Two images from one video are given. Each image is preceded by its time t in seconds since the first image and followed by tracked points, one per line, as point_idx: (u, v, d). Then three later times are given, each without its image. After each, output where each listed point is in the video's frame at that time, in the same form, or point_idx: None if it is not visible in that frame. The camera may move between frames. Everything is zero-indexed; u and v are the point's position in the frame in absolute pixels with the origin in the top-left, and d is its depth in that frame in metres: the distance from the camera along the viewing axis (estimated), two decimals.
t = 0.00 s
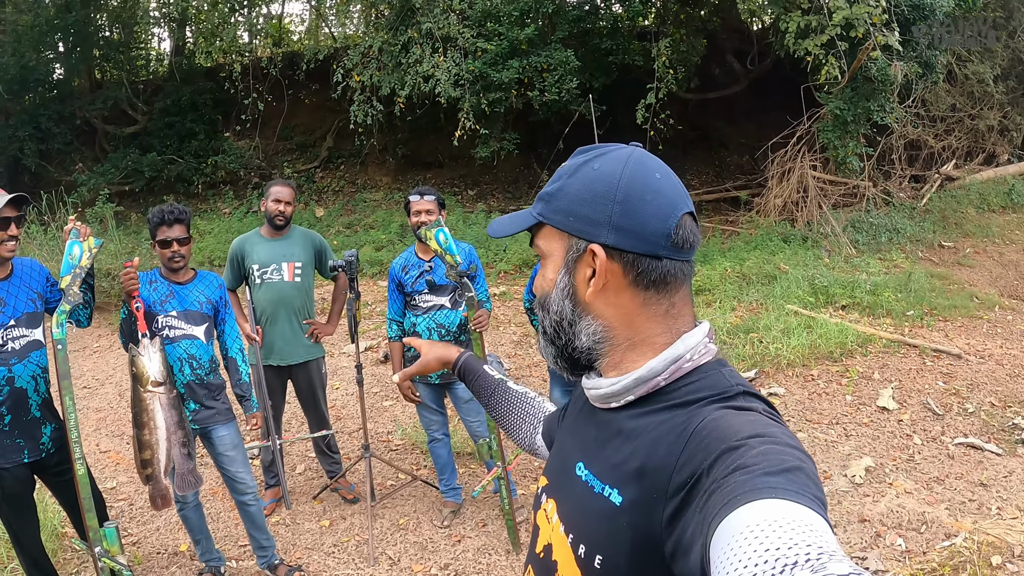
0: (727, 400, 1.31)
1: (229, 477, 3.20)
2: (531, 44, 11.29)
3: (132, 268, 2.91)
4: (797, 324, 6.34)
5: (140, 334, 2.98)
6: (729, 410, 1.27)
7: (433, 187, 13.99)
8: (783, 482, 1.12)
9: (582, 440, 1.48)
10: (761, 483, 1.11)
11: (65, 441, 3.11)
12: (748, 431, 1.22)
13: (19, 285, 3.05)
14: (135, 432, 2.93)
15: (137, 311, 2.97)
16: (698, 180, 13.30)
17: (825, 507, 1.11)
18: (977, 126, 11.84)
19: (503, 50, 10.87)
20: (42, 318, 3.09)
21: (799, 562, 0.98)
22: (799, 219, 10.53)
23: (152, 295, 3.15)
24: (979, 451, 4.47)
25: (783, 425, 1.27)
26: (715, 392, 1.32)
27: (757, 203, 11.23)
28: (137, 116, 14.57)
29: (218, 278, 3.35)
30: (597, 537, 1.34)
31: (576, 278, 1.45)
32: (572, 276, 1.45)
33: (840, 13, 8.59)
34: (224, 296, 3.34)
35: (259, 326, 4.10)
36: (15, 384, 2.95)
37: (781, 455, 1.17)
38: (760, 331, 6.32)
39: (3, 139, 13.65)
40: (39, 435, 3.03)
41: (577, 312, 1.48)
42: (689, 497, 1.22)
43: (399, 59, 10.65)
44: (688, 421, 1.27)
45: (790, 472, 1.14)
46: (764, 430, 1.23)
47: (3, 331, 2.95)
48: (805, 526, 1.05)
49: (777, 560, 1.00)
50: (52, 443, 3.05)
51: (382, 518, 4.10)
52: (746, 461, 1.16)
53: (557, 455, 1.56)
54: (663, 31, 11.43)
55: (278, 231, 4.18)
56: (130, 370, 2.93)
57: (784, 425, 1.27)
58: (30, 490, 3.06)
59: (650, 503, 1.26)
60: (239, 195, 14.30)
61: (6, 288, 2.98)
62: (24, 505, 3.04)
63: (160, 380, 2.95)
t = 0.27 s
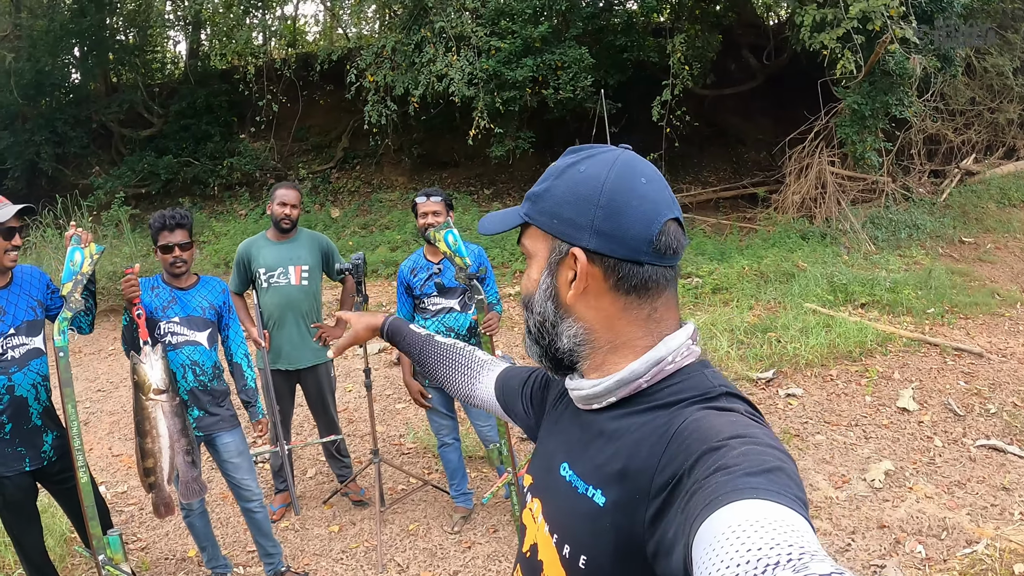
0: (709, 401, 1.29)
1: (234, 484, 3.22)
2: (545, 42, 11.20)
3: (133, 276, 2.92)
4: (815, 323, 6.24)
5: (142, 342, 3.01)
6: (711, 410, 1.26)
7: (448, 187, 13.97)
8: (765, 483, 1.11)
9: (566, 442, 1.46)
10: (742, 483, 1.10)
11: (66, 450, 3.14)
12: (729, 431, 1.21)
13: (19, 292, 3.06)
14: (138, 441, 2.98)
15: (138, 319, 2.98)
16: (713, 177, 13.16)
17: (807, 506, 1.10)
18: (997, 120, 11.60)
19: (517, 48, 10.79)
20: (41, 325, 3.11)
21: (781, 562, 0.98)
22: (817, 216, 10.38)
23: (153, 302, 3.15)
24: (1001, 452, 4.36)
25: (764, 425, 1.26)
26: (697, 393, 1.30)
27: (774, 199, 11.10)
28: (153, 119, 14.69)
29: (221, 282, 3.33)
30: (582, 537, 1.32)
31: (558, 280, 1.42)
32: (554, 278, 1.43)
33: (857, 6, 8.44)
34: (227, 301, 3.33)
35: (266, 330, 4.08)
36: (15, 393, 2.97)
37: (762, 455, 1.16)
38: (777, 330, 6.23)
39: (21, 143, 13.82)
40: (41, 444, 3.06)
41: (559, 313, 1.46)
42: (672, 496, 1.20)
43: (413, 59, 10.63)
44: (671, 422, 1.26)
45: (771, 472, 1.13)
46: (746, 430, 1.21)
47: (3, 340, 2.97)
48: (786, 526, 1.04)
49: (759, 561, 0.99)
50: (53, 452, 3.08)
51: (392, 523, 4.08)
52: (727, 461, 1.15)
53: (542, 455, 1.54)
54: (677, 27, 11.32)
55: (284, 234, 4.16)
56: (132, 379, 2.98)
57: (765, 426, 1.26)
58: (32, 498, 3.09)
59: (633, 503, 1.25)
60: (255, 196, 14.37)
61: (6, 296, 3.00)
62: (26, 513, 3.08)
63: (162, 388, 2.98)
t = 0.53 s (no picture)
0: (694, 397, 1.28)
1: (245, 488, 3.24)
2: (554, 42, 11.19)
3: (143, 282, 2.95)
4: (828, 323, 6.20)
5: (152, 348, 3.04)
6: (693, 408, 1.25)
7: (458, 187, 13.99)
8: (746, 479, 1.10)
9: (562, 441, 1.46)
10: (723, 481, 1.10)
11: (77, 455, 3.17)
12: (710, 428, 1.20)
13: (29, 298, 3.11)
14: (149, 446, 3.04)
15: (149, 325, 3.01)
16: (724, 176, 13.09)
17: (789, 501, 1.09)
18: (1009, 116, 11.48)
19: (527, 48, 10.77)
20: (51, 331, 3.15)
21: (764, 556, 0.98)
22: (829, 214, 10.30)
23: (163, 306, 3.20)
24: (1017, 452, 4.32)
25: (747, 421, 1.24)
26: (682, 389, 1.29)
27: (787, 197, 11.04)
28: (165, 122, 14.82)
29: (230, 285, 3.36)
30: (578, 534, 1.33)
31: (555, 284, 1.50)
32: (553, 281, 1.51)
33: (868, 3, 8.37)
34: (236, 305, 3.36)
35: (277, 334, 4.11)
36: (24, 400, 3.00)
37: (743, 451, 1.15)
38: (790, 329, 6.19)
39: (34, 148, 13.94)
40: (51, 450, 3.10)
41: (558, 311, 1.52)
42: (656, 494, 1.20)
43: (423, 60, 10.67)
44: (654, 419, 1.26)
45: (752, 468, 1.12)
46: (728, 427, 1.20)
47: (13, 346, 3.00)
48: (770, 521, 1.04)
49: (744, 554, 0.99)
50: (63, 457, 3.12)
51: (404, 526, 4.09)
52: (709, 458, 1.14)
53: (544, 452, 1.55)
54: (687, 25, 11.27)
55: (293, 237, 4.18)
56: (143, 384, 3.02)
57: (748, 421, 1.25)
58: (43, 503, 3.14)
59: (621, 501, 1.25)
60: (266, 198, 14.45)
61: (14, 302, 3.04)
62: (37, 519, 3.13)
63: (172, 393, 3.03)
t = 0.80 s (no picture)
0: (711, 392, 1.28)
1: (249, 500, 3.23)
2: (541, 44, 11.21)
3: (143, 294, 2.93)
4: (822, 318, 6.24)
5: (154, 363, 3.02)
6: (708, 404, 1.25)
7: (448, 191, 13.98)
8: (757, 478, 1.10)
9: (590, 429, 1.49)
10: (733, 479, 1.10)
11: (78, 470, 3.15)
12: (723, 425, 1.20)
13: (26, 313, 3.09)
14: (154, 463, 2.98)
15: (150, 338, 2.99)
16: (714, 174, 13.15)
17: (801, 502, 1.09)
18: (994, 109, 11.62)
19: (514, 51, 10.80)
20: (49, 345, 3.13)
21: (776, 556, 0.98)
22: (819, 210, 10.37)
23: (161, 318, 3.17)
24: (1015, 442, 4.36)
25: (763, 418, 1.24)
26: (698, 383, 1.30)
27: (777, 194, 11.12)
28: (152, 132, 14.74)
29: (225, 296, 3.38)
30: (599, 522, 1.37)
31: (581, 281, 1.51)
32: (579, 279, 1.53)
33: None
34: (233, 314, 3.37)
35: (276, 343, 4.10)
36: (25, 416, 2.98)
37: (755, 449, 1.15)
38: (785, 326, 6.22)
39: (20, 160, 13.82)
40: (53, 466, 3.07)
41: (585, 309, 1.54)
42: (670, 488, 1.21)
43: (411, 64, 10.62)
44: (669, 414, 1.27)
45: (764, 467, 1.13)
46: (740, 424, 1.21)
47: (12, 362, 2.98)
48: (782, 521, 1.04)
49: (754, 555, 1.00)
50: (65, 473, 3.09)
51: (408, 532, 4.09)
52: (720, 456, 1.15)
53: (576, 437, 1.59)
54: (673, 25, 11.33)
55: (290, 245, 4.16)
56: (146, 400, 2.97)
57: (764, 418, 1.24)
58: (46, 520, 3.12)
59: (637, 494, 1.27)
60: (256, 206, 14.39)
61: (11, 317, 3.01)
62: (40, 536, 3.12)
63: (175, 408, 3.00)
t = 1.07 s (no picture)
0: (720, 402, 1.25)
1: (230, 513, 3.14)
2: (515, 42, 11.18)
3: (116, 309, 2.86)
4: (802, 313, 6.27)
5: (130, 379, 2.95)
6: (717, 414, 1.22)
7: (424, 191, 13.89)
8: (765, 489, 1.07)
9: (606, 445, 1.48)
10: (741, 490, 1.07)
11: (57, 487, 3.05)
12: (731, 435, 1.17)
13: None
14: (136, 481, 2.93)
15: (124, 352, 2.93)
16: (692, 170, 13.20)
17: (812, 513, 1.05)
18: (968, 101, 11.78)
19: (488, 50, 10.74)
20: (23, 360, 3.03)
21: (784, 571, 0.95)
22: (795, 204, 10.45)
23: (134, 332, 3.08)
24: (995, 433, 4.40)
25: (774, 428, 1.20)
26: (705, 394, 1.27)
27: (753, 189, 11.20)
28: (125, 136, 14.45)
29: (198, 306, 3.29)
30: (618, 537, 1.35)
31: (588, 293, 1.47)
32: (584, 291, 1.48)
33: None
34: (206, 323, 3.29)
35: (254, 351, 4.01)
36: None
37: (764, 460, 1.12)
38: (765, 321, 6.24)
39: None
40: (30, 483, 2.97)
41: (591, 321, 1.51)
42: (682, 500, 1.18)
43: (384, 64, 10.50)
44: (679, 426, 1.24)
45: (773, 478, 1.09)
46: (749, 434, 1.17)
47: None
48: (791, 533, 1.01)
49: (764, 568, 0.96)
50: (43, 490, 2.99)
51: (391, 539, 4.02)
52: (729, 468, 1.12)
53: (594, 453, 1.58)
54: (648, 22, 11.36)
55: (265, 251, 4.08)
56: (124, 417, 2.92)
57: (776, 427, 1.21)
58: (25, 539, 3.00)
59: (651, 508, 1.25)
60: (231, 210, 14.18)
61: None
62: (20, 557, 2.99)
63: (154, 423, 2.93)
